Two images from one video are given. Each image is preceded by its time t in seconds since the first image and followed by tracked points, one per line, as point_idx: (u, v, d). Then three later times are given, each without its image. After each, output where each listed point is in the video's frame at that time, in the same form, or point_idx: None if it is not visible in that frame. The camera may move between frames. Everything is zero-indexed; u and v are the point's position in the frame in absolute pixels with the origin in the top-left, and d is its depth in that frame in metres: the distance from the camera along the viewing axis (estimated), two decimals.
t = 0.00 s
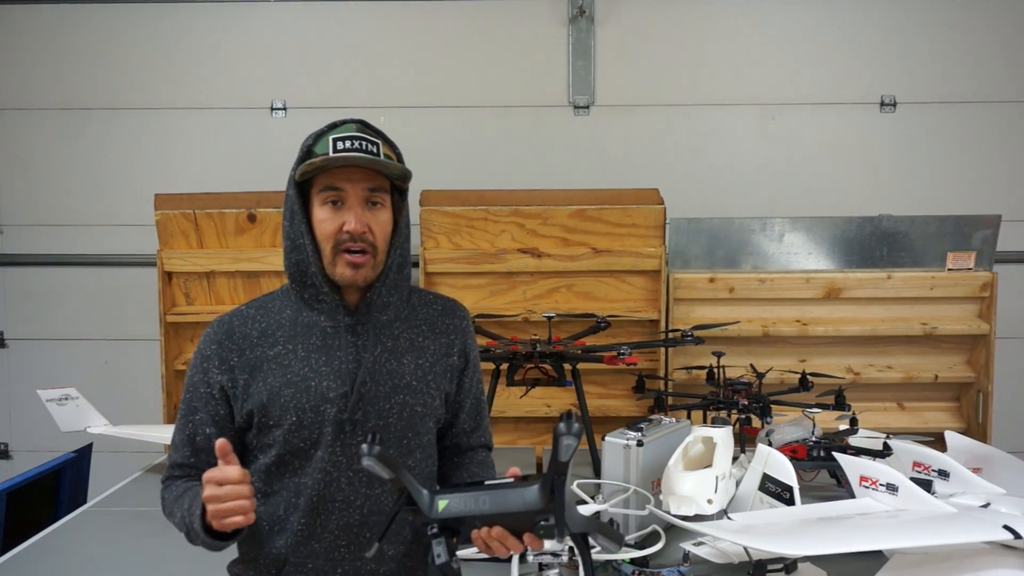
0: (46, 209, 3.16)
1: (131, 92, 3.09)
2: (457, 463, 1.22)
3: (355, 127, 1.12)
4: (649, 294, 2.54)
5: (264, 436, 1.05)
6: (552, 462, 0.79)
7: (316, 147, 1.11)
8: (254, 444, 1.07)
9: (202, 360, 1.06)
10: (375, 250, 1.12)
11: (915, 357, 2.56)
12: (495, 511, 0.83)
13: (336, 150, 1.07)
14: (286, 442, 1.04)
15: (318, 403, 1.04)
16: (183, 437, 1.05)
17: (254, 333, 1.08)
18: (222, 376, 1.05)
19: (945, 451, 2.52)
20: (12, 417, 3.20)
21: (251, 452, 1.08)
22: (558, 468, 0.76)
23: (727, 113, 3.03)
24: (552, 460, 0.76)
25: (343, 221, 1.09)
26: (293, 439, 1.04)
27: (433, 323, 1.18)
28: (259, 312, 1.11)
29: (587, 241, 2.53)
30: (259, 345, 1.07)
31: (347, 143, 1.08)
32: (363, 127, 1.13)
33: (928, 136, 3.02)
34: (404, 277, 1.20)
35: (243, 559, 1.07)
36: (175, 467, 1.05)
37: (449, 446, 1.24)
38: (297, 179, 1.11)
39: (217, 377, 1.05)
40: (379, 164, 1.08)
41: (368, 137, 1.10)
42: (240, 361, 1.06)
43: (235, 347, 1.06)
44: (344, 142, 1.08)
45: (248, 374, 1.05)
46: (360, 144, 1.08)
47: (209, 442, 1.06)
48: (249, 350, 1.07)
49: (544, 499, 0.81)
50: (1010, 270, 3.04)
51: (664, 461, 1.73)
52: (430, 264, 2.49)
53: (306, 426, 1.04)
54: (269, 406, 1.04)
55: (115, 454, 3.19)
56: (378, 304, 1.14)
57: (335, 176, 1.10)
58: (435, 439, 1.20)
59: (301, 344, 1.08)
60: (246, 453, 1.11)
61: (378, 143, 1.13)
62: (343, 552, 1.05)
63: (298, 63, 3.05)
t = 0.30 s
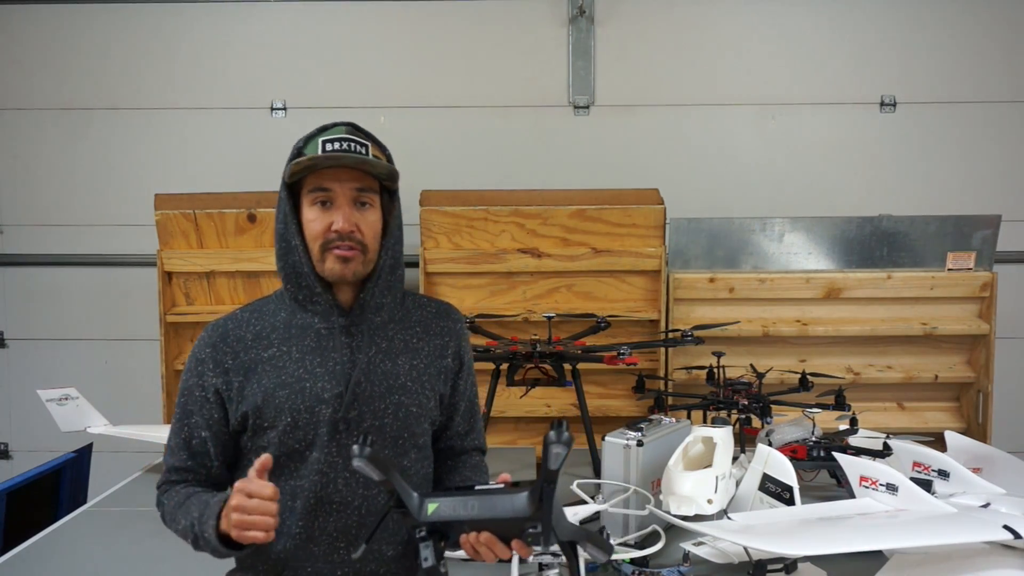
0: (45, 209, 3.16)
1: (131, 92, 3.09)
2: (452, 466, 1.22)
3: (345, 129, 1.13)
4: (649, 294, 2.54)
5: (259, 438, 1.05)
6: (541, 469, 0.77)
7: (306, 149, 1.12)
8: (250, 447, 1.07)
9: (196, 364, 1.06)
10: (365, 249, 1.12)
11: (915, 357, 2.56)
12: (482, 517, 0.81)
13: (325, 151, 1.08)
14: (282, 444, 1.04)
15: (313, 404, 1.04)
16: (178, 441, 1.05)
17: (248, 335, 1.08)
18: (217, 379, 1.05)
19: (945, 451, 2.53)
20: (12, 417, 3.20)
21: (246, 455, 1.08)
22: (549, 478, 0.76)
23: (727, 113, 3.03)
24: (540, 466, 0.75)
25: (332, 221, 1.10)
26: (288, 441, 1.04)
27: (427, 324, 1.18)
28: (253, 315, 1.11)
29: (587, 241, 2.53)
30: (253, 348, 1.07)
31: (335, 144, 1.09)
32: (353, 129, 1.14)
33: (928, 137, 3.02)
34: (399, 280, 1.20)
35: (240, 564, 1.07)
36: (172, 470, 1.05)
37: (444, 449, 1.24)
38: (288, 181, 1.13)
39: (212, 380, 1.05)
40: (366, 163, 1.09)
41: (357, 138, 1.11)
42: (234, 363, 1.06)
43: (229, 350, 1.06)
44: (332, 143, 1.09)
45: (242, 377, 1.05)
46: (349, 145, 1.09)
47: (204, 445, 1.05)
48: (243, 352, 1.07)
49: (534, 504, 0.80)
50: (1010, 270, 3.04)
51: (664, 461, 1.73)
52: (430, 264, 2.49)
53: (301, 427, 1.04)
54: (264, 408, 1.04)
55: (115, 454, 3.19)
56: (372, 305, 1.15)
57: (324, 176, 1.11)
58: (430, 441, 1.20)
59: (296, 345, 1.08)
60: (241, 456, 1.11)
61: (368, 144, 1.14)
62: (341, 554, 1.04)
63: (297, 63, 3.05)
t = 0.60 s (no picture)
0: (46, 210, 3.16)
1: (131, 92, 3.09)
2: (449, 464, 1.22)
3: (345, 127, 1.14)
4: (649, 294, 2.54)
5: (256, 438, 1.05)
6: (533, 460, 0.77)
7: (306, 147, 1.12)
8: (247, 447, 1.06)
9: (192, 363, 1.05)
10: (365, 246, 1.13)
11: (915, 357, 2.55)
12: (475, 517, 0.81)
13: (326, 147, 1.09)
14: (279, 443, 1.04)
15: (310, 403, 1.04)
16: (174, 441, 1.04)
17: (245, 335, 1.07)
18: (213, 378, 1.04)
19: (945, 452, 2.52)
20: (13, 417, 3.20)
21: (243, 455, 1.08)
22: (542, 480, 0.75)
23: (727, 114, 3.03)
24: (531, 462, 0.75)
25: (333, 217, 1.10)
26: (285, 440, 1.04)
27: (424, 323, 1.18)
28: (250, 314, 1.11)
29: (586, 241, 2.53)
30: (249, 347, 1.07)
31: (337, 141, 1.10)
32: (352, 127, 1.15)
33: (928, 137, 3.02)
34: (396, 278, 1.20)
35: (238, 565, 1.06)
36: (168, 470, 1.05)
37: (440, 447, 1.24)
38: (287, 178, 1.13)
39: (209, 380, 1.04)
40: (368, 159, 1.10)
41: (357, 136, 1.12)
42: (231, 363, 1.05)
43: (226, 350, 1.06)
44: (333, 140, 1.10)
45: (239, 377, 1.05)
46: (350, 142, 1.10)
47: (200, 445, 1.05)
48: (240, 351, 1.06)
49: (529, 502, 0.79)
50: (1010, 270, 3.03)
51: (664, 461, 1.73)
52: (430, 264, 2.48)
53: (298, 426, 1.04)
54: (260, 408, 1.03)
55: (114, 454, 3.19)
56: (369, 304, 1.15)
57: (325, 172, 1.11)
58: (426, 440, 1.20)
59: (293, 345, 1.07)
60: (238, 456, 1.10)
61: (368, 142, 1.15)
62: (338, 554, 1.04)
63: (298, 63, 3.05)
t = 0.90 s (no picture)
0: (45, 210, 3.15)
1: (131, 92, 3.09)
2: (447, 467, 1.22)
3: (358, 128, 1.16)
4: (649, 294, 2.54)
5: (254, 437, 1.05)
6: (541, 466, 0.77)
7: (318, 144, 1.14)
8: (245, 446, 1.06)
9: (191, 360, 1.05)
10: (369, 245, 1.13)
11: (915, 357, 2.55)
12: (478, 526, 0.81)
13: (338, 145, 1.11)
14: (277, 443, 1.03)
15: (310, 403, 1.04)
16: (171, 439, 1.04)
17: (245, 333, 1.07)
18: (212, 375, 1.04)
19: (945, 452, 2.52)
20: (12, 417, 3.20)
21: (241, 454, 1.07)
22: (545, 493, 0.74)
23: (727, 114, 3.03)
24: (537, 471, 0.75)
25: (339, 214, 1.11)
26: (283, 440, 1.04)
27: (423, 324, 1.19)
28: (249, 313, 1.11)
29: (586, 241, 2.53)
30: (249, 345, 1.06)
31: (349, 140, 1.12)
32: (365, 129, 1.17)
33: (928, 137, 3.02)
34: (396, 280, 1.21)
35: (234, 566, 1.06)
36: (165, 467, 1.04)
37: (436, 449, 1.24)
38: (297, 173, 1.14)
39: (207, 377, 1.04)
40: (379, 159, 1.12)
41: (368, 137, 1.14)
42: (230, 361, 1.05)
43: (225, 348, 1.06)
44: (346, 138, 1.13)
45: (238, 375, 1.05)
46: (362, 142, 1.13)
47: (198, 442, 1.05)
48: (240, 350, 1.06)
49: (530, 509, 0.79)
50: (1010, 271, 3.03)
51: (664, 461, 1.73)
52: (430, 264, 2.48)
53: (297, 426, 1.04)
54: (259, 406, 1.03)
55: (114, 454, 3.19)
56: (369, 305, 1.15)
57: (336, 170, 1.13)
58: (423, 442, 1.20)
59: (292, 344, 1.07)
60: (235, 455, 1.10)
61: (379, 144, 1.17)
62: (336, 555, 1.04)
63: (298, 63, 3.05)
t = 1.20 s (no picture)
0: (45, 210, 3.15)
1: (131, 92, 3.09)
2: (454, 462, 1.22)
3: (362, 123, 1.15)
4: (649, 294, 2.53)
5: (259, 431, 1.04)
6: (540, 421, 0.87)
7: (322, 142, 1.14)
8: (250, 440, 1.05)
9: (197, 350, 1.04)
10: (374, 243, 1.14)
11: (915, 357, 2.55)
12: (503, 450, 0.86)
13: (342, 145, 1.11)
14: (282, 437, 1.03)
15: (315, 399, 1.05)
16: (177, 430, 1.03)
17: (252, 327, 1.08)
18: (219, 366, 1.03)
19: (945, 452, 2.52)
20: (12, 417, 3.20)
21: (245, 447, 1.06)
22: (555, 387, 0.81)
23: (727, 114, 3.03)
24: (548, 434, 0.82)
25: (345, 213, 1.11)
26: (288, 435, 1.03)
27: (429, 319, 1.19)
28: (256, 306, 1.11)
29: (586, 241, 2.52)
30: (256, 339, 1.07)
31: (352, 139, 1.11)
32: (369, 123, 1.16)
33: (928, 137, 3.02)
34: (401, 277, 1.22)
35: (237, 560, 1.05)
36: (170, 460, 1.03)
37: (447, 443, 1.23)
38: (301, 171, 1.14)
39: (214, 367, 1.03)
40: (383, 158, 1.11)
41: (373, 134, 1.13)
42: (237, 354, 1.05)
43: (232, 340, 1.06)
44: (351, 136, 1.12)
45: (245, 368, 1.05)
46: (366, 140, 1.12)
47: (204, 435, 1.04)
48: (247, 343, 1.07)
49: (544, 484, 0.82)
50: (1010, 271, 3.03)
51: (664, 461, 1.73)
52: (430, 264, 2.48)
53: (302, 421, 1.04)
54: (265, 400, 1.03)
55: (114, 454, 3.19)
56: (375, 301, 1.15)
57: (340, 169, 1.13)
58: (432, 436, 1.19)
59: (298, 338, 1.08)
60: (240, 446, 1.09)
61: (384, 141, 1.16)
62: (340, 551, 1.04)
63: (297, 63, 3.05)
